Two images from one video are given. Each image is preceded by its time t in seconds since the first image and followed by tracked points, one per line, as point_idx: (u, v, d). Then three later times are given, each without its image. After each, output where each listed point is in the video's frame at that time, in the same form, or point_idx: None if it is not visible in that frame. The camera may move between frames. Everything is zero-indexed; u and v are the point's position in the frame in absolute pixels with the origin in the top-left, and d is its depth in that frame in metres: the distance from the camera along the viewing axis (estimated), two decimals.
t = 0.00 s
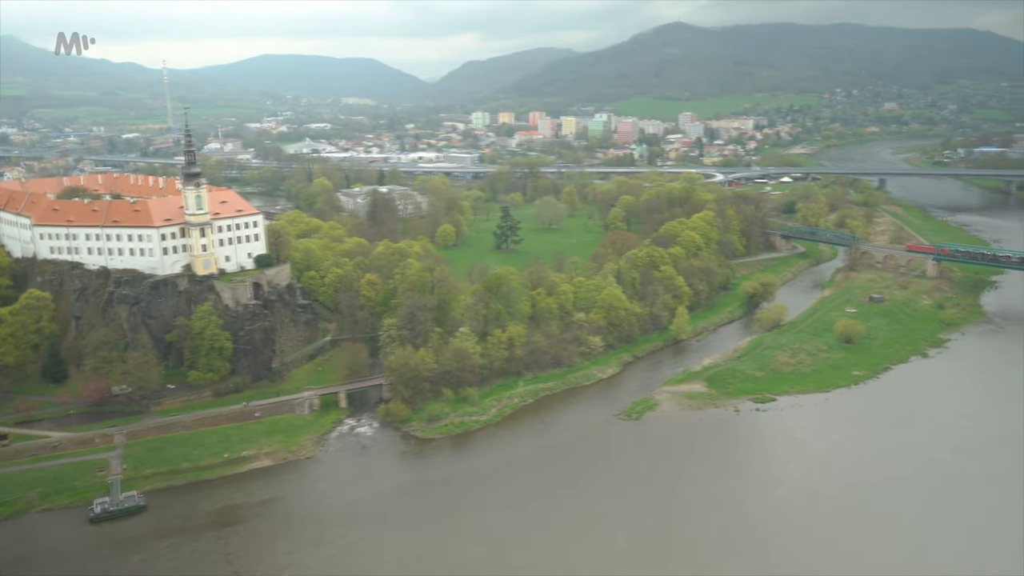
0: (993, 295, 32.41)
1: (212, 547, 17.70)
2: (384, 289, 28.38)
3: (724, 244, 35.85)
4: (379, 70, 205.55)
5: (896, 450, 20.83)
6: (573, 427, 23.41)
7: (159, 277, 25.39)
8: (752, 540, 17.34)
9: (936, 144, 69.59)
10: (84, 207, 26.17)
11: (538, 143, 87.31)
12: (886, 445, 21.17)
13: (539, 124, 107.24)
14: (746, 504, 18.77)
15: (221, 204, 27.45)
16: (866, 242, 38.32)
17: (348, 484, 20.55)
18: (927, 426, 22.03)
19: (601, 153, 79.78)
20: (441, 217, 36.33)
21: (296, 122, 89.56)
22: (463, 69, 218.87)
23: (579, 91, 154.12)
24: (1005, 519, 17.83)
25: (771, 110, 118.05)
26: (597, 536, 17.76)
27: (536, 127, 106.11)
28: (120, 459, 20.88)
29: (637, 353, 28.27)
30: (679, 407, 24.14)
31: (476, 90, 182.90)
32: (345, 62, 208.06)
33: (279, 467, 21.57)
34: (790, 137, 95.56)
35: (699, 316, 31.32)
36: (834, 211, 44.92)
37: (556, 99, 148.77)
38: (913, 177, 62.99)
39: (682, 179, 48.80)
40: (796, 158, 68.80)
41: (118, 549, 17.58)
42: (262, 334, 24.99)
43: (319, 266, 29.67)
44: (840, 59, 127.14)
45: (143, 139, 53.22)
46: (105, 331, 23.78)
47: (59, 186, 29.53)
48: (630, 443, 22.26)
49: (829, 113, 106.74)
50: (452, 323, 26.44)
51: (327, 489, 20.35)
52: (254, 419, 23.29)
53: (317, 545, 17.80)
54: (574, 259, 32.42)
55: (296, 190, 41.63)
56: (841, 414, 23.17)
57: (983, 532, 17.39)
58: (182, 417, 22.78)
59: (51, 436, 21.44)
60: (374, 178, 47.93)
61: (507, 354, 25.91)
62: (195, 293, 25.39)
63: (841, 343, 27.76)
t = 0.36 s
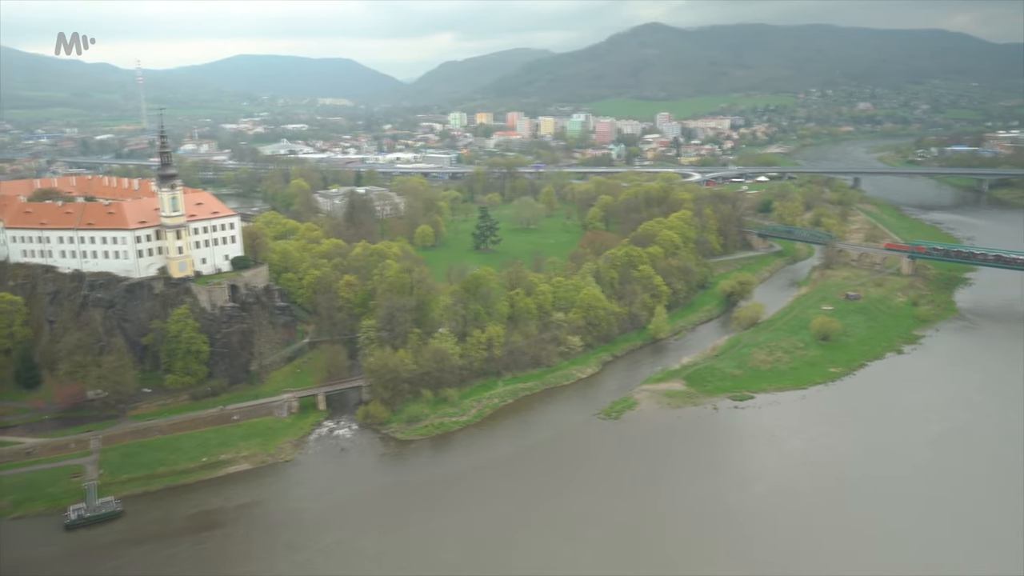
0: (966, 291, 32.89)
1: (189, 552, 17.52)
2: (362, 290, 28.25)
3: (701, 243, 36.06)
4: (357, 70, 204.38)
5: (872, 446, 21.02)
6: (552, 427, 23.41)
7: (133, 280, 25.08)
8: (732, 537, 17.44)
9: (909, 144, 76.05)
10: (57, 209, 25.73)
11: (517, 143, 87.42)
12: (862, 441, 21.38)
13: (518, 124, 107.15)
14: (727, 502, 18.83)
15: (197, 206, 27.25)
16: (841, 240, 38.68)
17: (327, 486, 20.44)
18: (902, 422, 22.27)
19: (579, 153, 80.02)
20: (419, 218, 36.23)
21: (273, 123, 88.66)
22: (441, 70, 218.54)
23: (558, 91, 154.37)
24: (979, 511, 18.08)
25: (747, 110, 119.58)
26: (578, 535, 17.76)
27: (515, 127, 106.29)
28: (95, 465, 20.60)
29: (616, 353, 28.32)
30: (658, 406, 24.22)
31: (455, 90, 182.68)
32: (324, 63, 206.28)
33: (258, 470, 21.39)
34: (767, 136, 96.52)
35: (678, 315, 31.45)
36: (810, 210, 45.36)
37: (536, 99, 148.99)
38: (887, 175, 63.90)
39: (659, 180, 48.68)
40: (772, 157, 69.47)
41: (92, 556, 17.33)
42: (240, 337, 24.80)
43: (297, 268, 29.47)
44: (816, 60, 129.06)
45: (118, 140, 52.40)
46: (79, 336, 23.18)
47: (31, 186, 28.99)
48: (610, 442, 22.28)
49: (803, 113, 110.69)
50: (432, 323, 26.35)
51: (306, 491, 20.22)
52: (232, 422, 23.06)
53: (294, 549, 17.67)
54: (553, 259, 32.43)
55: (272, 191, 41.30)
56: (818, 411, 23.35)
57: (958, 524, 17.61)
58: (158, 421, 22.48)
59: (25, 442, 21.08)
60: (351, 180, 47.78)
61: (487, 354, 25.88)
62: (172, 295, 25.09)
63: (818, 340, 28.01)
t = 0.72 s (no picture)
0: (940, 289, 33.26)
1: (166, 558, 17.30)
2: (341, 292, 28.10)
3: (679, 242, 36.25)
4: (334, 71, 203.48)
5: (848, 444, 21.19)
6: (532, 427, 23.41)
7: (108, 283, 24.66)
8: (711, 535, 17.55)
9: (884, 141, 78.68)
10: (29, 213, 25.41)
11: (496, 144, 87.45)
12: (838, 438, 21.57)
13: (495, 124, 107.10)
14: (706, 501, 18.91)
15: (173, 208, 26.93)
16: (817, 239, 38.97)
17: (305, 489, 20.29)
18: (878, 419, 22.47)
19: (558, 153, 80.17)
20: (397, 219, 36.08)
21: (249, 124, 87.95)
22: (419, 70, 218.47)
23: (537, 91, 154.55)
24: (953, 506, 18.31)
25: (724, 111, 120.59)
26: (557, 535, 17.77)
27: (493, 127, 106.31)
28: (70, 471, 20.27)
29: (595, 352, 28.37)
30: (637, 405, 24.28)
31: (433, 91, 182.71)
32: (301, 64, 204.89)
33: (236, 474, 21.18)
34: (743, 136, 97.48)
35: (657, 314, 31.56)
36: (786, 209, 45.77)
37: (515, 99, 149.06)
38: (861, 174, 64.84)
39: (637, 179, 48.62)
40: (748, 157, 70.16)
41: (66, 564, 17.07)
42: (217, 339, 24.48)
43: (274, 269, 29.25)
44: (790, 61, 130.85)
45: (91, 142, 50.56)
46: (52, 340, 22.77)
47: (3, 190, 28.48)
48: (589, 441, 22.33)
49: (778, 113, 115.21)
50: (411, 325, 26.23)
51: (284, 495, 20.06)
52: (210, 426, 22.80)
53: (272, 553, 17.50)
54: (532, 259, 32.40)
55: (249, 193, 40.98)
56: (796, 409, 23.51)
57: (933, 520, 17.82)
58: (134, 426, 22.15)
59: None
60: (329, 181, 47.64)
61: (466, 355, 25.82)
62: (147, 299, 24.72)
63: (795, 338, 28.22)
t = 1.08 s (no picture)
0: (915, 286, 33.67)
1: (144, 564, 17.10)
2: (320, 294, 27.90)
3: (658, 242, 36.39)
4: (312, 71, 202.19)
5: (825, 441, 21.36)
6: (513, 427, 23.39)
7: (83, 287, 24.45)
8: (690, 533, 17.60)
9: (858, 142, 79.78)
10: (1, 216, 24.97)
11: (475, 144, 87.42)
12: (816, 435, 21.73)
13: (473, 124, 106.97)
14: (685, 499, 18.97)
15: (148, 210, 26.62)
16: (794, 237, 39.30)
17: (285, 493, 20.12)
18: (855, 415, 22.68)
19: (537, 153, 80.28)
20: (376, 220, 35.95)
21: (225, 124, 87.13)
22: (398, 70, 217.75)
23: (517, 91, 154.60)
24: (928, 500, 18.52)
25: (702, 112, 121.46)
26: (536, 534, 17.77)
27: (471, 128, 106.20)
28: (45, 477, 19.81)
29: (575, 352, 28.41)
30: (618, 404, 24.33)
31: (412, 91, 182.33)
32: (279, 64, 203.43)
33: (215, 478, 20.99)
34: (721, 135, 98.17)
35: (636, 314, 31.64)
36: (763, 208, 46.14)
37: (495, 99, 148.98)
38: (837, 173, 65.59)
39: (616, 180, 48.80)
40: (726, 156, 70.67)
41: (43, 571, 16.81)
42: (195, 343, 24.24)
43: (252, 272, 29.04)
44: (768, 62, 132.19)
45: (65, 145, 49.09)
46: (26, 344, 22.05)
47: None
48: (569, 441, 22.34)
49: (754, 113, 116.76)
50: (390, 326, 26.07)
51: (263, 498, 19.90)
52: (188, 430, 22.44)
53: (252, 557, 17.36)
54: (511, 259, 32.36)
55: (226, 195, 40.63)
56: (774, 406, 23.67)
57: (908, 514, 18.02)
58: (110, 430, 21.76)
59: None
60: (306, 182, 47.43)
61: (446, 355, 25.75)
62: (122, 302, 24.55)
63: (773, 336, 28.41)
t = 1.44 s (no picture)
0: (893, 284, 34.03)
1: (124, 570, 16.91)
2: (301, 295, 27.70)
3: (640, 241, 36.51)
4: (292, 70, 201.01)
5: (806, 438, 21.49)
6: (496, 427, 23.36)
7: (61, 290, 24.05)
8: (669, 533, 17.55)
9: (837, 142, 80.86)
10: None
11: (457, 144, 87.30)
12: (797, 433, 21.86)
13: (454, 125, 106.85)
14: (663, 499, 18.99)
15: (127, 212, 26.33)
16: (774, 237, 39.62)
17: (266, 496, 19.96)
18: (835, 413, 22.84)
19: (519, 154, 80.30)
20: (358, 221, 35.82)
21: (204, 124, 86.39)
22: (380, 70, 217.10)
23: (500, 91, 154.60)
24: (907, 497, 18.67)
25: (683, 112, 122.17)
26: (514, 535, 17.76)
27: (453, 128, 106.07)
28: (23, 483, 19.60)
29: (558, 352, 28.43)
30: (601, 404, 24.36)
31: (394, 91, 181.96)
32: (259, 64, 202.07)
33: (196, 482, 20.80)
34: (701, 135, 98.81)
35: (618, 313, 31.70)
36: (744, 207, 46.42)
37: (477, 99, 148.87)
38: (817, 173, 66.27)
39: (597, 179, 49.04)
40: (707, 156, 71.16)
41: None
42: (175, 346, 23.97)
43: (233, 273, 28.84)
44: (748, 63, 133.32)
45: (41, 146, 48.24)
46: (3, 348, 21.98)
47: None
48: (551, 441, 22.33)
49: (734, 113, 118.51)
50: (373, 327, 25.97)
51: (244, 502, 19.73)
52: (168, 433, 22.26)
53: (232, 562, 17.21)
54: (494, 260, 32.30)
55: (206, 196, 40.32)
56: (755, 404, 23.79)
57: (886, 511, 18.16)
58: (90, 435, 21.51)
59: None
60: (287, 182, 47.21)
61: (429, 356, 25.67)
62: (101, 305, 24.20)
63: (754, 334, 28.57)
